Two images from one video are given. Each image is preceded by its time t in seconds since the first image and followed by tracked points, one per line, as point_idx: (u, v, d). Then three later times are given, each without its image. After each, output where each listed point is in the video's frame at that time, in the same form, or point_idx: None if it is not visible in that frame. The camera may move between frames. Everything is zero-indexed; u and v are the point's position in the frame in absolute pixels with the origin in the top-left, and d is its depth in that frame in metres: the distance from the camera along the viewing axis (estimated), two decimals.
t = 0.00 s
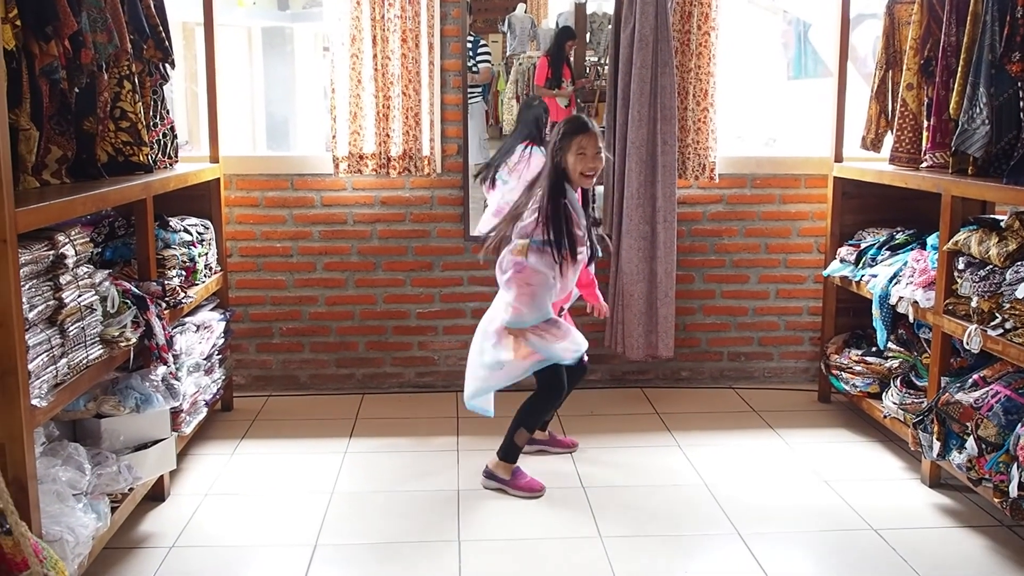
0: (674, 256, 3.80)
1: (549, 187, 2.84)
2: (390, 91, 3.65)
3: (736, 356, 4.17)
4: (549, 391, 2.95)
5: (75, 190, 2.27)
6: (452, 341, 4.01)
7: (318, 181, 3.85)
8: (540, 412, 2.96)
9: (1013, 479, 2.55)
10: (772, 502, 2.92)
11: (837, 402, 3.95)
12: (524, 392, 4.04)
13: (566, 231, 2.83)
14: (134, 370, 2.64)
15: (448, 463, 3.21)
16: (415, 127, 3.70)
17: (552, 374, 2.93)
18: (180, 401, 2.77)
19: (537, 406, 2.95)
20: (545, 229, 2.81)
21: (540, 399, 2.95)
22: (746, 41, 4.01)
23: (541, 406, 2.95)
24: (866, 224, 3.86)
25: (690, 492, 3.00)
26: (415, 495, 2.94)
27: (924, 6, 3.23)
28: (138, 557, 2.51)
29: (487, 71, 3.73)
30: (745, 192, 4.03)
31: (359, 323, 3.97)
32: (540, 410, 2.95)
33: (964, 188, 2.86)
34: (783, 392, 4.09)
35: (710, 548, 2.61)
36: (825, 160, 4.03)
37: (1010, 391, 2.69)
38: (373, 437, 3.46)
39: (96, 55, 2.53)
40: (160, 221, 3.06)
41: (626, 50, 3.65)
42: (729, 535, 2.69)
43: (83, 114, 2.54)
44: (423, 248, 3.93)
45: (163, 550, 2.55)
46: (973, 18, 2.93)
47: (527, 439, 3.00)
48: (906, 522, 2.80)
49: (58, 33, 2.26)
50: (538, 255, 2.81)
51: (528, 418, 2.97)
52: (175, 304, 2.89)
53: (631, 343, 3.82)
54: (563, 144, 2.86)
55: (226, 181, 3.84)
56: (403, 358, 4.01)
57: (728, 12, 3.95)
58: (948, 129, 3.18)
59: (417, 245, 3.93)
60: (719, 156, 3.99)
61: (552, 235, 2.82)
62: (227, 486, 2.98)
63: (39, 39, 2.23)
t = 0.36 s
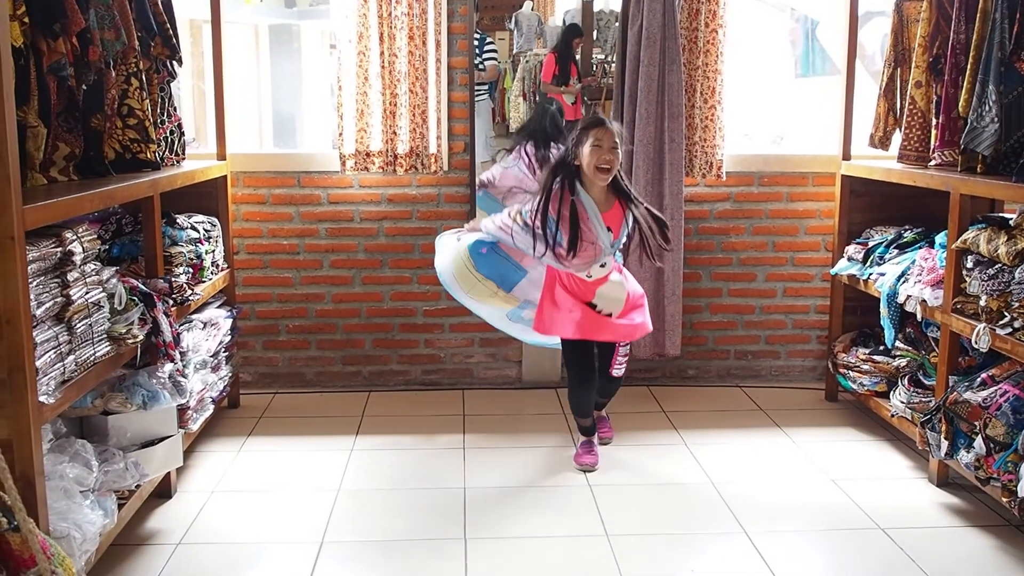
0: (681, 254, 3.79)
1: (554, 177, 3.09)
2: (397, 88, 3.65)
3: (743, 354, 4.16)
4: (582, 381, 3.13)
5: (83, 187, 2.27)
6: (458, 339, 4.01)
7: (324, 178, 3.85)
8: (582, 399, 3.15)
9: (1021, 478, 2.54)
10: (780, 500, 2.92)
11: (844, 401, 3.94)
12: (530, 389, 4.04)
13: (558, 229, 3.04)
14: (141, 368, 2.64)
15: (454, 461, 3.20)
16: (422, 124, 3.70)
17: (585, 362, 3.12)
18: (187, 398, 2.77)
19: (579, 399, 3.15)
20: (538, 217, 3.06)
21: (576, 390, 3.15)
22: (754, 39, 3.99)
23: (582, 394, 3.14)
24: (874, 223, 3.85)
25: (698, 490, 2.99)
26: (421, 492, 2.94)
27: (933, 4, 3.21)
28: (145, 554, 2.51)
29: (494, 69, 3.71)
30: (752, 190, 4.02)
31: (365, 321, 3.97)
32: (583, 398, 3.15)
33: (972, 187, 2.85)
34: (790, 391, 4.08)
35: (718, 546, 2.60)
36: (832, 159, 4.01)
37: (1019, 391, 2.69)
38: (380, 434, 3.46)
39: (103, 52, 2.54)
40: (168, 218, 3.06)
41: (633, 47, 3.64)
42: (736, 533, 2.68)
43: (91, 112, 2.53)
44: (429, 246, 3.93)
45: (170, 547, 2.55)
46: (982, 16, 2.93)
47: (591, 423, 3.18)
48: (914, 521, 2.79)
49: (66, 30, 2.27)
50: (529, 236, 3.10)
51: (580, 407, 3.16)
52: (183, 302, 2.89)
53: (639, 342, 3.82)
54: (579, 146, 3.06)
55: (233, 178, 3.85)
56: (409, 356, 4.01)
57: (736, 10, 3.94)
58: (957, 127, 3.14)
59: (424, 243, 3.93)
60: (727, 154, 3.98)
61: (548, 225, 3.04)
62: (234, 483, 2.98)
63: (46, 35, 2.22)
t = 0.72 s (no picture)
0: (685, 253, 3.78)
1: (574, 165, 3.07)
2: (402, 86, 3.65)
3: (747, 352, 4.15)
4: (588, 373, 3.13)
5: (87, 184, 2.27)
6: (462, 336, 4.01)
7: (328, 176, 3.85)
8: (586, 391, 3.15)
9: None
10: (785, 498, 2.92)
11: (849, 399, 3.93)
12: (534, 388, 4.04)
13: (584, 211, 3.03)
14: (145, 365, 2.64)
15: (458, 459, 3.20)
16: (426, 122, 3.70)
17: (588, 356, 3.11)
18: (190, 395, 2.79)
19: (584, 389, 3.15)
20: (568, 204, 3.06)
21: (584, 381, 3.14)
22: (758, 37, 3.98)
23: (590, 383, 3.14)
24: (878, 221, 3.84)
25: (702, 488, 2.99)
26: (425, 490, 2.94)
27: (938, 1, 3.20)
28: (150, 551, 2.52)
29: (498, 66, 3.71)
30: (757, 188, 4.02)
31: (369, 318, 3.97)
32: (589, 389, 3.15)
33: (978, 185, 2.83)
34: (795, 389, 4.07)
35: (722, 545, 2.60)
36: (837, 157, 4.01)
37: None
38: (383, 432, 3.46)
39: (108, 50, 2.54)
40: (171, 216, 3.06)
41: (638, 45, 3.63)
42: (740, 532, 2.68)
43: (96, 109, 2.54)
44: (433, 243, 3.93)
45: (174, 544, 2.55)
46: (988, 14, 2.92)
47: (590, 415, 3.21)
48: (919, 520, 2.78)
49: (71, 28, 2.26)
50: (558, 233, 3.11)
51: (582, 398, 3.17)
52: (187, 299, 2.89)
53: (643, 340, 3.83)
54: (591, 131, 3.05)
55: (238, 175, 3.85)
56: (414, 353, 4.01)
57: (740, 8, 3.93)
58: (962, 125, 3.15)
59: (428, 241, 3.93)
60: (731, 153, 3.97)
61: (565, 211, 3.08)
62: (238, 480, 2.99)
63: (51, 32, 2.22)
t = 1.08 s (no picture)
0: (688, 250, 3.78)
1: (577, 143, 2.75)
2: (404, 82, 3.65)
3: (749, 350, 4.15)
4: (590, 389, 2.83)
5: (89, 180, 2.27)
6: (465, 333, 4.01)
7: (331, 173, 3.85)
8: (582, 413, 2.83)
9: None
10: (787, 495, 2.92)
11: (851, 397, 3.93)
12: (535, 385, 4.04)
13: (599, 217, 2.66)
14: (147, 361, 2.65)
15: (459, 456, 3.20)
16: (428, 119, 3.69)
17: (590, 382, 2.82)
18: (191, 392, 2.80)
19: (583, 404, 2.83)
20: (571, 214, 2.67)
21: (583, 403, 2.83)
22: (761, 34, 3.97)
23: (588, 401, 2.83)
24: (881, 219, 3.83)
25: (704, 486, 2.98)
26: (427, 487, 2.94)
27: None
28: (152, 547, 2.52)
29: (500, 64, 3.70)
30: (760, 185, 4.01)
31: (371, 315, 3.97)
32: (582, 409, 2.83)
33: (981, 183, 2.83)
34: (797, 387, 4.07)
35: (724, 542, 2.59)
36: (840, 154, 4.00)
37: None
38: (385, 429, 3.46)
39: (111, 46, 2.54)
40: (174, 212, 3.06)
41: (641, 42, 3.62)
42: (743, 529, 2.68)
43: (98, 104, 2.53)
44: (435, 240, 3.93)
45: (176, 540, 2.55)
46: (991, 11, 2.92)
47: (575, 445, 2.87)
48: (922, 517, 2.78)
49: (74, 23, 2.25)
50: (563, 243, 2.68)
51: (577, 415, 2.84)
52: (189, 296, 2.90)
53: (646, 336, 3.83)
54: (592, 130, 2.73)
55: (240, 172, 3.84)
56: (415, 350, 4.01)
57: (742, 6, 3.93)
58: (966, 123, 3.13)
59: (430, 238, 3.92)
60: (734, 150, 3.96)
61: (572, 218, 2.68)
62: (240, 477, 2.98)
63: (53, 28, 2.22)
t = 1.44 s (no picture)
0: (691, 248, 3.77)
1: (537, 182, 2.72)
2: (406, 79, 3.64)
3: (751, 348, 4.14)
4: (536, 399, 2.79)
5: (91, 176, 2.27)
6: (466, 331, 4.00)
7: (333, 169, 3.84)
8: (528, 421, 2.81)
9: None
10: (789, 494, 2.92)
11: (853, 395, 3.93)
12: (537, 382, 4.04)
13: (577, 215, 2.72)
14: (149, 357, 2.63)
15: (461, 453, 3.20)
16: (430, 116, 3.68)
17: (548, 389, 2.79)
18: (195, 387, 2.76)
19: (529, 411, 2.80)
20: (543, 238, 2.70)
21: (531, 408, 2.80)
22: (763, 32, 3.96)
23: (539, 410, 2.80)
24: (883, 217, 3.83)
25: (705, 484, 2.98)
26: (429, 484, 2.94)
27: None
28: (153, 543, 2.52)
29: (501, 61, 3.72)
30: (762, 183, 4.00)
31: (373, 312, 3.97)
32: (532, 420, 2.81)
33: (984, 181, 2.82)
34: (799, 385, 4.06)
35: (725, 540, 2.59)
36: (843, 152, 3.99)
37: None
38: (387, 426, 3.46)
39: (113, 41, 2.53)
40: (176, 208, 3.06)
41: (644, 39, 3.62)
42: (744, 527, 2.67)
43: (100, 101, 2.54)
44: (437, 237, 3.92)
45: (178, 537, 2.55)
46: (994, 10, 2.92)
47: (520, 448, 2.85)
48: (924, 516, 2.78)
49: (76, 19, 2.25)
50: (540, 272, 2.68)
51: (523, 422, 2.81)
52: (191, 292, 2.90)
53: (648, 334, 3.81)
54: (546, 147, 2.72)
55: (242, 168, 3.84)
56: (417, 347, 4.00)
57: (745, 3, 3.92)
58: (969, 121, 3.13)
59: (432, 235, 3.92)
60: (736, 148, 3.97)
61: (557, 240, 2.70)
62: (241, 474, 2.98)
63: (55, 23, 2.22)
